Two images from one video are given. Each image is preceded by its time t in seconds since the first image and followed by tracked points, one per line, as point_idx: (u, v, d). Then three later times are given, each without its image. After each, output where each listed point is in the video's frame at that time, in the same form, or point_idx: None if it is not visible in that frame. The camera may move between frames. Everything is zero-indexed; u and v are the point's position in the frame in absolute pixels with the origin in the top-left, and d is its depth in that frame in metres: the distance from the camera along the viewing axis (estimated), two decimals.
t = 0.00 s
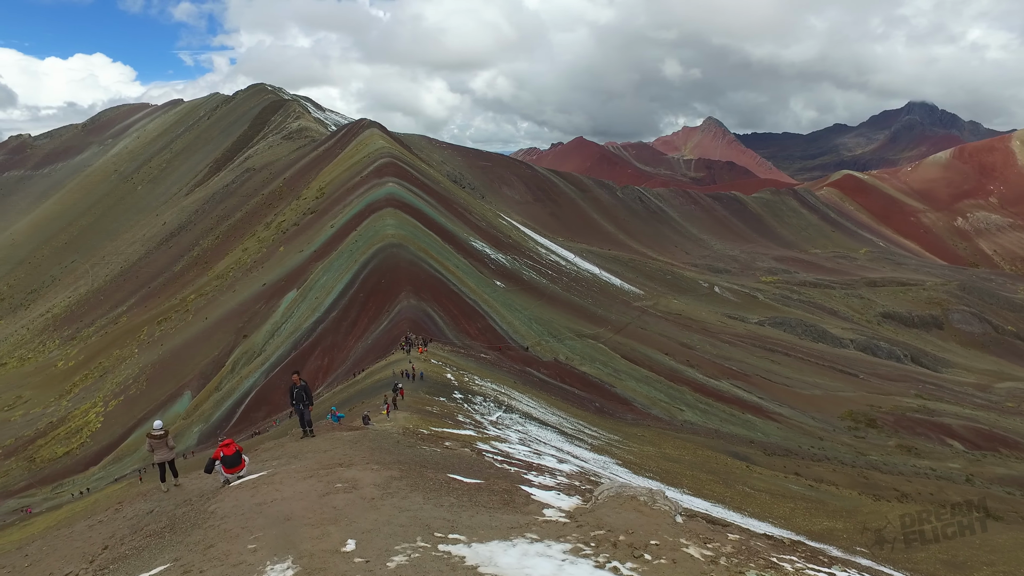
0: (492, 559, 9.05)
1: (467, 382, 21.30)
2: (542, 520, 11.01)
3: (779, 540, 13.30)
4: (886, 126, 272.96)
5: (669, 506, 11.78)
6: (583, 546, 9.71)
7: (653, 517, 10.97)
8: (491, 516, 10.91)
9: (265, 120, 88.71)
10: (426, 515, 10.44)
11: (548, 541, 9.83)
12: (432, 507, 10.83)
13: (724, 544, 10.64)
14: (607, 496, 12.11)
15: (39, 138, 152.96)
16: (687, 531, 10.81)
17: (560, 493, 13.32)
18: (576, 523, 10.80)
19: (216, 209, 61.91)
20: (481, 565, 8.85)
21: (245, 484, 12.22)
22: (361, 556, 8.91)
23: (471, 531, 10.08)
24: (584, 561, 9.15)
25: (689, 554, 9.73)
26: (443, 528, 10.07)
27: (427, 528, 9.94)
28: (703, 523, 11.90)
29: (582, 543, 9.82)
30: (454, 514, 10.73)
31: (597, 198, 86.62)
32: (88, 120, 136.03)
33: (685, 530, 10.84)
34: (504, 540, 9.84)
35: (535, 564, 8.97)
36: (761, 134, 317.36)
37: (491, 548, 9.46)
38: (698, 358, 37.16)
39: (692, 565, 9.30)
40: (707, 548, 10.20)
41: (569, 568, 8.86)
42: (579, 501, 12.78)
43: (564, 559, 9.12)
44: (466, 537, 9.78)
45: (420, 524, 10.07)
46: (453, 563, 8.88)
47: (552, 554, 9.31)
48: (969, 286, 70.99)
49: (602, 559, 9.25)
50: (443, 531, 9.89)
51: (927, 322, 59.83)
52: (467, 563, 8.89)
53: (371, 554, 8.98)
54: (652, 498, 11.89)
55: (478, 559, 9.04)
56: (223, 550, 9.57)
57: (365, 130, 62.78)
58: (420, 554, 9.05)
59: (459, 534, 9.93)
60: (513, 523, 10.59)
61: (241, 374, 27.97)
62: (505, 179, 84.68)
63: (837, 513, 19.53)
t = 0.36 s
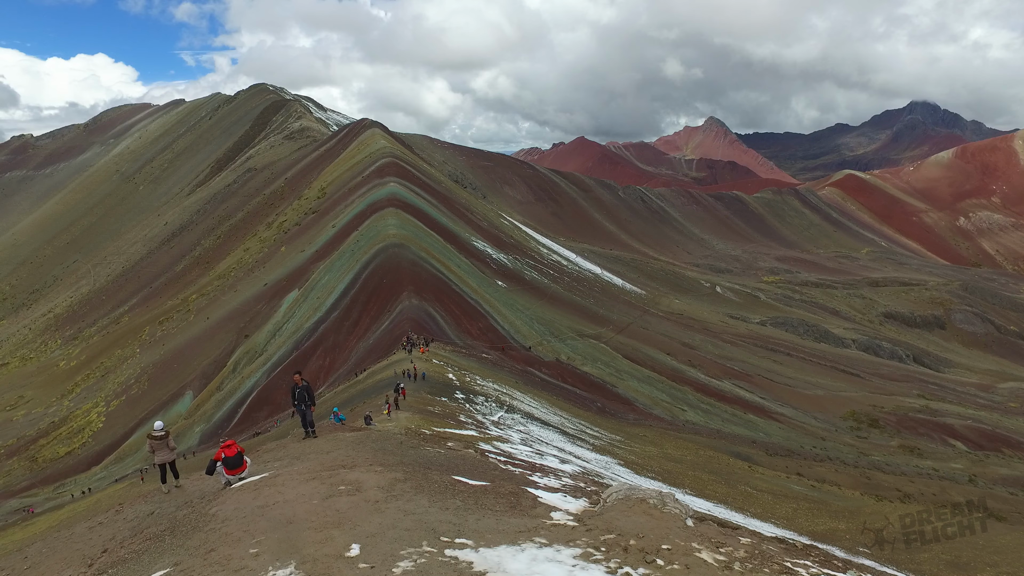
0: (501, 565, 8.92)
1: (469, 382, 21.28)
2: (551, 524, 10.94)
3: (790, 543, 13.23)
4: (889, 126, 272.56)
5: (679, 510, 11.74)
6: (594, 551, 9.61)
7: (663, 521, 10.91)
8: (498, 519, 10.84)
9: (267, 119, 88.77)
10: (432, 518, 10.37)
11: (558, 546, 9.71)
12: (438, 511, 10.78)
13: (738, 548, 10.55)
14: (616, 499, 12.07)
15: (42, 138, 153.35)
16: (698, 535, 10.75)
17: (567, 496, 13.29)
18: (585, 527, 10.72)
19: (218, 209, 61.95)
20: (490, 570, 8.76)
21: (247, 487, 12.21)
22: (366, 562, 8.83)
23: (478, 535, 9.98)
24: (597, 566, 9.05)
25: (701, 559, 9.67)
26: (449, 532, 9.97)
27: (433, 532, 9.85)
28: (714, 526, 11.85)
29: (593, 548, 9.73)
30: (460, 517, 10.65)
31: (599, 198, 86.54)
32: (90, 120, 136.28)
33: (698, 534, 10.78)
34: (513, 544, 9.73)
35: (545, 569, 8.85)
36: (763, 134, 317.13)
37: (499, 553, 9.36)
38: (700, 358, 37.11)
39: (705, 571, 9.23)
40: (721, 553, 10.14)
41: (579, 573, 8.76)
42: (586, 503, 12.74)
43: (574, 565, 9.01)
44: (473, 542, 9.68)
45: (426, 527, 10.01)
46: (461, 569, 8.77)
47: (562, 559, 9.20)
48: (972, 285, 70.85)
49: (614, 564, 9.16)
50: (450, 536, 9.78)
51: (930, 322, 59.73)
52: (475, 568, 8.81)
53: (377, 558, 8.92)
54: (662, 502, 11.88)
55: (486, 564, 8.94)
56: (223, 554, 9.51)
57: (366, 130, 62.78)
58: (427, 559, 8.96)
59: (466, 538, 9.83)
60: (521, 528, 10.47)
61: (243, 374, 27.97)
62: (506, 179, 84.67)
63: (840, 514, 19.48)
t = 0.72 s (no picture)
0: (510, 569, 8.84)
1: (472, 381, 21.25)
2: (562, 525, 10.91)
3: (807, 545, 13.11)
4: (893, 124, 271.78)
5: (693, 511, 11.70)
6: (607, 554, 9.53)
7: (676, 523, 10.89)
8: (506, 521, 10.78)
9: (270, 119, 88.96)
10: (438, 520, 10.35)
11: (570, 549, 9.66)
12: (445, 512, 10.75)
13: (755, 551, 10.45)
14: (628, 500, 12.03)
15: (47, 138, 154.04)
16: (714, 538, 10.68)
17: (576, 496, 13.27)
18: (596, 529, 10.65)
19: (221, 209, 62.06)
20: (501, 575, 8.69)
21: (247, 486, 12.21)
22: (370, 565, 8.79)
23: (486, 538, 9.90)
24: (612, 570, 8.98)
25: (718, 563, 9.62)
26: (457, 534, 9.91)
27: (439, 534, 9.81)
28: (729, 529, 11.76)
29: (606, 551, 9.67)
30: (467, 518, 10.62)
31: (602, 198, 86.44)
32: (94, 120, 136.66)
33: (713, 537, 10.71)
34: (523, 547, 9.67)
35: (556, 573, 8.79)
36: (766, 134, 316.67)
37: (509, 556, 9.29)
38: (703, 357, 37.04)
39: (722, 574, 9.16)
40: (737, 556, 10.09)
41: None
42: (596, 504, 12.72)
43: (588, 570, 8.93)
44: (481, 544, 9.62)
45: (432, 530, 9.96)
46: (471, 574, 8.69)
47: (574, 563, 9.14)
48: (976, 285, 70.59)
49: (628, 568, 9.09)
50: (457, 539, 9.72)
51: (934, 322, 59.53)
52: (483, 572, 8.75)
53: (380, 562, 8.88)
54: (675, 503, 11.85)
55: (495, 568, 8.88)
56: (222, 557, 9.50)
57: (369, 129, 62.84)
58: (434, 563, 8.93)
59: (474, 541, 9.77)
60: (530, 530, 10.41)
61: (245, 373, 27.99)
62: (509, 178, 84.63)
63: (844, 515, 19.36)
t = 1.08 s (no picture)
0: None
1: (477, 381, 21.24)
2: (576, 531, 10.85)
3: (826, 552, 13.01)
4: (899, 123, 270.38)
5: (711, 516, 11.64)
6: (624, 562, 9.46)
7: (693, 529, 10.82)
8: (517, 527, 10.72)
9: (274, 119, 89.15)
10: (448, 526, 10.29)
11: (586, 557, 9.58)
12: (455, 518, 10.69)
13: (776, 559, 10.38)
14: (643, 504, 11.99)
15: (54, 139, 154.93)
16: (734, 545, 10.62)
17: (586, 500, 13.23)
18: (611, 535, 10.60)
19: (225, 209, 62.23)
20: None
21: (251, 489, 12.21)
22: (378, 573, 8.73)
23: (498, 545, 9.84)
24: None
25: (739, 571, 9.53)
26: (467, 541, 9.86)
27: (450, 541, 9.76)
28: (747, 535, 11.69)
29: (623, 559, 9.60)
30: (478, 524, 10.57)
31: (606, 198, 86.33)
32: (100, 120, 137.21)
33: (733, 543, 10.64)
34: (536, 554, 9.60)
35: None
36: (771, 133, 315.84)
37: (522, 564, 9.22)
38: (708, 357, 36.95)
39: None
40: (760, 563, 10.02)
41: None
42: (609, 508, 12.67)
43: None
44: (493, 551, 9.54)
45: (442, 536, 9.91)
46: None
47: (591, 571, 9.07)
48: (983, 285, 70.17)
49: None
50: (468, 545, 9.67)
51: (940, 322, 59.19)
52: None
53: (389, 569, 8.82)
54: (692, 508, 11.79)
55: None
56: (227, 562, 9.47)
57: (373, 129, 62.85)
58: (444, 571, 8.87)
59: (486, 548, 9.71)
60: (543, 536, 10.35)
61: (250, 373, 28.05)
62: (514, 178, 84.60)
63: (851, 516, 19.23)
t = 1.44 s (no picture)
0: None
1: (480, 381, 21.22)
2: (588, 536, 10.80)
3: (846, 557, 12.95)
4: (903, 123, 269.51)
5: (728, 521, 11.60)
6: (639, 569, 9.37)
7: (710, 534, 10.79)
8: (527, 531, 10.66)
9: (277, 118, 89.27)
10: (457, 531, 10.25)
11: (601, 564, 9.49)
12: (464, 522, 10.64)
13: (796, 565, 10.32)
14: (656, 508, 11.95)
15: (59, 140, 155.69)
16: (752, 551, 10.56)
17: (596, 502, 13.22)
18: (625, 540, 10.55)
19: (228, 208, 62.32)
20: None
21: (253, 490, 12.22)
22: None
23: (509, 551, 9.76)
24: None
25: None
26: (476, 546, 9.80)
27: (458, 546, 9.71)
28: (765, 540, 11.64)
29: (638, 565, 9.53)
30: (487, 528, 10.52)
31: (610, 197, 86.21)
32: (104, 120, 137.56)
33: (752, 549, 10.60)
34: (549, 560, 9.51)
35: None
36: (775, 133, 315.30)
37: (533, 570, 9.15)
38: (712, 357, 36.86)
39: None
40: (780, 569, 9.97)
41: None
42: (621, 512, 12.63)
43: None
44: (504, 557, 9.47)
45: (450, 541, 9.87)
46: None
47: None
48: (988, 285, 69.82)
49: None
50: (478, 551, 9.61)
51: (945, 322, 58.95)
52: None
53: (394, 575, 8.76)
54: (707, 512, 11.75)
55: None
56: (227, 567, 9.43)
57: (376, 129, 62.84)
58: None
59: (495, 554, 9.64)
60: (555, 541, 10.28)
61: (253, 372, 28.10)
62: (517, 177, 84.55)
63: (855, 517, 19.15)
